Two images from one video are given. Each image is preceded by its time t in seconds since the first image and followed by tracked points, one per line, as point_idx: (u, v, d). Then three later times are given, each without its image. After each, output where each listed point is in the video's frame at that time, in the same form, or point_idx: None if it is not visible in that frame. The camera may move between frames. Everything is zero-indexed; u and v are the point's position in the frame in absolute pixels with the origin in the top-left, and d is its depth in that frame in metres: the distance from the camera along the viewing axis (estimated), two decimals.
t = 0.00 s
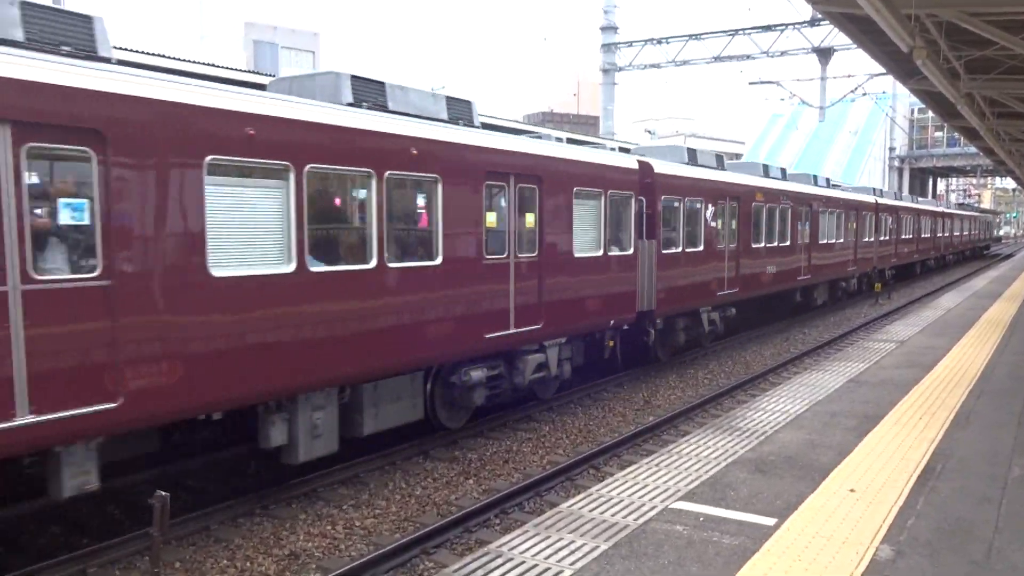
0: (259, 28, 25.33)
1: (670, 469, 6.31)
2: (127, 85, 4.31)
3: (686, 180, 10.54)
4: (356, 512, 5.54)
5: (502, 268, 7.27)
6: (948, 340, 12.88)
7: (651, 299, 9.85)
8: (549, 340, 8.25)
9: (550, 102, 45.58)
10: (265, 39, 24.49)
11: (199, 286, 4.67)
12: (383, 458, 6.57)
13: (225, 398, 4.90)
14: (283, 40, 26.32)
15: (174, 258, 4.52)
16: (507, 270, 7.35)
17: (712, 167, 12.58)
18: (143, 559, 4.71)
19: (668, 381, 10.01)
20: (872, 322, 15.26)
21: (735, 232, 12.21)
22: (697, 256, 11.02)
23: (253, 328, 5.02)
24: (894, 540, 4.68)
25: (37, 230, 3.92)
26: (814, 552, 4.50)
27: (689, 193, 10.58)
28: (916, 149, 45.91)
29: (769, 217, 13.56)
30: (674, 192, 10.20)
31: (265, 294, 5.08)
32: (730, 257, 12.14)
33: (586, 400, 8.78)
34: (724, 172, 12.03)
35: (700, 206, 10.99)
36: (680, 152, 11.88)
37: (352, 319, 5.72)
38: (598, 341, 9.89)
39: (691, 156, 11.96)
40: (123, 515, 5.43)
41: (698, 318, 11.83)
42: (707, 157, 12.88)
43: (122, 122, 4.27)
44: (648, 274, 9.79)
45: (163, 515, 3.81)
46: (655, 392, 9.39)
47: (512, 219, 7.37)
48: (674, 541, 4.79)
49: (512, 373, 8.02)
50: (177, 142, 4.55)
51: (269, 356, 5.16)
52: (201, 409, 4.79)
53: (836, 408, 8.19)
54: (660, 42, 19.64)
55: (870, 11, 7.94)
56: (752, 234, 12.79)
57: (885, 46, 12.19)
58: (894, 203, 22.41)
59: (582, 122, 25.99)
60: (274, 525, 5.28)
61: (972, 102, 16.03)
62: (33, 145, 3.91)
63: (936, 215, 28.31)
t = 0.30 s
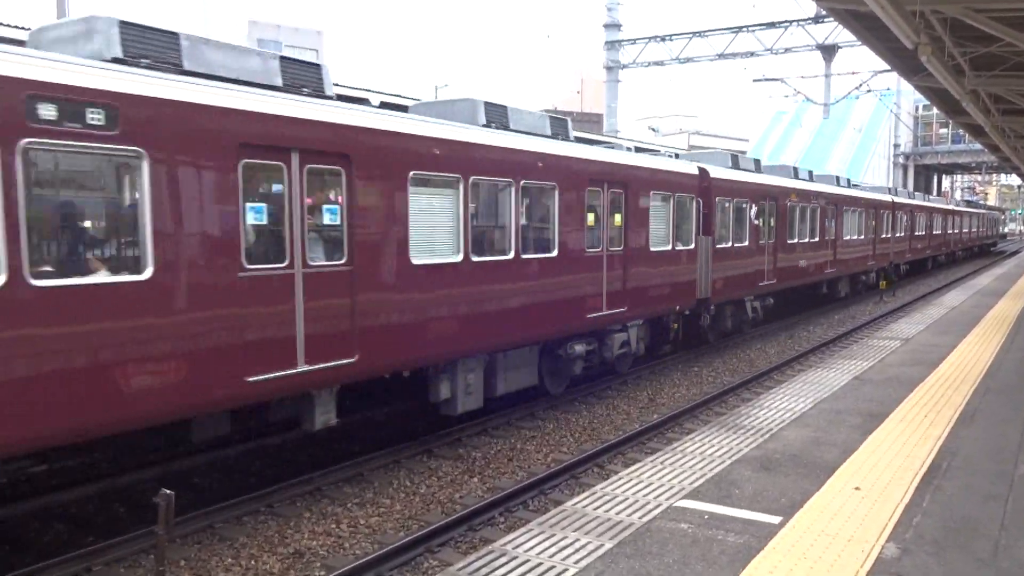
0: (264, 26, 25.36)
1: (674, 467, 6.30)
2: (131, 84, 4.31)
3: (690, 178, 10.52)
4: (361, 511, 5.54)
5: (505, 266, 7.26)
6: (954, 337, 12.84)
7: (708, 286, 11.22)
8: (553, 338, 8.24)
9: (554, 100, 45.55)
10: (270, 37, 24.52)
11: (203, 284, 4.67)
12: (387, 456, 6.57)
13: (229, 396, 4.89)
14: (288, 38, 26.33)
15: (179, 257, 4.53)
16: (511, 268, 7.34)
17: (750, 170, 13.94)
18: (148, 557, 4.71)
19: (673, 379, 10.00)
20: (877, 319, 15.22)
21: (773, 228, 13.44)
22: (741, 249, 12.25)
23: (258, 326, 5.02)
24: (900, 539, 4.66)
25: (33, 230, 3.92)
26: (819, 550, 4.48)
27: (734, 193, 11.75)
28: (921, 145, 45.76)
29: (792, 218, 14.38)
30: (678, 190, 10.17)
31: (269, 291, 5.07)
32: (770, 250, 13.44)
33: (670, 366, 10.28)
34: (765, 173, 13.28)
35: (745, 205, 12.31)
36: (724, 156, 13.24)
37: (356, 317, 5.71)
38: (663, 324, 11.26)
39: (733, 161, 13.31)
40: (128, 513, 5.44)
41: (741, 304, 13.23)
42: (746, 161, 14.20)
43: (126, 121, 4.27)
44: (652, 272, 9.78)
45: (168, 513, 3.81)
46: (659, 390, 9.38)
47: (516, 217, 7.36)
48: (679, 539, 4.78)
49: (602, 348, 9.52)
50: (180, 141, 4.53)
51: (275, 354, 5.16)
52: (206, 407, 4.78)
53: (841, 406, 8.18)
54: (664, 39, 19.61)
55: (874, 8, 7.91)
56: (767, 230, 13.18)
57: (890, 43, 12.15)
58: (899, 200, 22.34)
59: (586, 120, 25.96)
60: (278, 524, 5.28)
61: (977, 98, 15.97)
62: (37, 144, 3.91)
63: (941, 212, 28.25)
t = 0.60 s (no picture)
0: (266, 24, 25.39)
1: (675, 466, 6.29)
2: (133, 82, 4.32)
3: (692, 177, 10.51)
4: (362, 508, 5.54)
5: (506, 264, 7.25)
6: (956, 337, 12.82)
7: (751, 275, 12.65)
8: (554, 337, 8.24)
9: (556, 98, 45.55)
10: (272, 36, 24.56)
11: (206, 282, 4.67)
12: (389, 454, 6.57)
13: (232, 394, 4.90)
14: (290, 36, 26.33)
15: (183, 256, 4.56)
16: (512, 267, 7.33)
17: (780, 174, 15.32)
18: (150, 554, 4.71)
19: (674, 378, 9.97)
20: (879, 318, 15.21)
21: (801, 228, 14.73)
22: (776, 247, 13.56)
23: (262, 323, 5.02)
24: (901, 537, 4.66)
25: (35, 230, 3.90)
26: (821, 549, 4.48)
27: (772, 196, 13.04)
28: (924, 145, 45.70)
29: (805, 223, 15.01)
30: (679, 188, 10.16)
31: (271, 289, 5.07)
32: (799, 247, 14.80)
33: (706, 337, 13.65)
34: (783, 176, 14.10)
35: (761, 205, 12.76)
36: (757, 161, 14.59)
37: (358, 315, 5.71)
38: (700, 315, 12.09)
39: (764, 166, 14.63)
40: (130, 510, 5.45)
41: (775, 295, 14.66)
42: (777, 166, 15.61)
43: (128, 119, 4.27)
44: (654, 271, 9.77)
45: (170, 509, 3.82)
46: (660, 388, 9.38)
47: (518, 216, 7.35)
48: (681, 537, 4.78)
49: (649, 335, 10.39)
50: (180, 137, 4.54)
51: (278, 353, 5.17)
52: (208, 406, 4.79)
53: (843, 405, 8.17)
54: (666, 38, 19.59)
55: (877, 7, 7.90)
56: (768, 229, 13.17)
57: (892, 42, 12.12)
58: (902, 199, 22.31)
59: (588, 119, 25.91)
60: (279, 521, 5.29)
61: (981, 98, 15.96)
62: (43, 141, 3.91)
63: (944, 211, 28.22)
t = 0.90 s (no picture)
0: (268, 24, 25.42)
1: (679, 464, 6.28)
2: (135, 83, 4.33)
3: (696, 175, 10.50)
4: (367, 507, 5.54)
5: (510, 262, 7.24)
6: (960, 333, 12.80)
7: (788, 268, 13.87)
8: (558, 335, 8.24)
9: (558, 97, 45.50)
10: (275, 36, 24.56)
11: (208, 282, 4.68)
12: (393, 453, 6.58)
13: (235, 394, 4.90)
14: (292, 36, 26.34)
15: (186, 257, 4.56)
16: (516, 265, 7.33)
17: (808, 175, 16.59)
18: (154, 554, 4.73)
19: (678, 376, 9.95)
20: (883, 315, 15.19)
21: (820, 224, 15.46)
22: (798, 241, 14.37)
23: (264, 322, 5.03)
24: (906, 534, 4.66)
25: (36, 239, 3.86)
26: (825, 546, 4.47)
27: (803, 195, 14.33)
28: (928, 141, 45.59)
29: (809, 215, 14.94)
30: (683, 186, 10.15)
31: (273, 288, 5.07)
32: (804, 244, 14.75)
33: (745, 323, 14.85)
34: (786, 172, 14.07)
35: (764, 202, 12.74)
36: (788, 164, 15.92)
37: (361, 315, 5.72)
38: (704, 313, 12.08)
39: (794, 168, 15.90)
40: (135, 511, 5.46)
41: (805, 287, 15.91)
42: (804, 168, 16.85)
43: (129, 120, 4.27)
44: (658, 269, 9.76)
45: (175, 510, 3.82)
46: (664, 386, 9.37)
47: (520, 214, 7.34)
48: (685, 536, 4.78)
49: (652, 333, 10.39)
50: (181, 138, 4.54)
51: (282, 353, 5.17)
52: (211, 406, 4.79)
53: (847, 402, 8.16)
54: (668, 35, 19.56)
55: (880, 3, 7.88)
56: (772, 227, 13.15)
57: (896, 37, 12.10)
58: (906, 195, 22.25)
59: (590, 117, 25.88)
60: (284, 520, 5.30)
61: (983, 93, 15.91)
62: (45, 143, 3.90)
63: (948, 207, 28.14)
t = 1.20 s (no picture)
0: (269, 23, 25.47)
1: (682, 462, 6.28)
2: (138, 84, 4.33)
3: (698, 172, 10.49)
4: (371, 506, 5.55)
5: (512, 260, 7.24)
6: (963, 330, 12.78)
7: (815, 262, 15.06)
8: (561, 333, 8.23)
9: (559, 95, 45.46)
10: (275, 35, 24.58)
11: (212, 283, 4.69)
12: (397, 452, 6.59)
13: (239, 394, 4.92)
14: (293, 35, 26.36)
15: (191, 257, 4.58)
16: (519, 263, 7.33)
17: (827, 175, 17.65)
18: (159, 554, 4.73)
19: (680, 374, 9.95)
20: (886, 312, 15.17)
21: (823, 221, 15.44)
22: (801, 239, 14.35)
23: (269, 322, 5.05)
24: (909, 532, 4.65)
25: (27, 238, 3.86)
26: (828, 544, 4.47)
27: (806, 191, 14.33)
28: (930, 138, 45.51)
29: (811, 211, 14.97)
30: (685, 183, 10.14)
31: (277, 289, 5.08)
32: (807, 241, 14.73)
33: (778, 310, 16.24)
34: (788, 169, 14.04)
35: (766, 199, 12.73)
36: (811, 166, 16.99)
37: (365, 314, 5.73)
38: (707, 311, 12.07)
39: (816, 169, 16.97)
40: (141, 509, 5.48)
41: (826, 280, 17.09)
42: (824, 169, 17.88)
43: (131, 120, 4.28)
44: (660, 267, 9.76)
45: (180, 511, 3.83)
46: (667, 384, 9.37)
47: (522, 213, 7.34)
48: (688, 533, 4.78)
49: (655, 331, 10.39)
50: (183, 138, 4.54)
51: (286, 353, 5.18)
52: (216, 407, 4.81)
53: (851, 399, 8.15)
54: (670, 33, 19.54)
55: None
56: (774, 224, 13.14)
57: (898, 34, 12.08)
58: (909, 192, 22.22)
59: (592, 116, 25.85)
60: (288, 519, 5.31)
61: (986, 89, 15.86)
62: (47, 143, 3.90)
63: (951, 204, 28.08)
